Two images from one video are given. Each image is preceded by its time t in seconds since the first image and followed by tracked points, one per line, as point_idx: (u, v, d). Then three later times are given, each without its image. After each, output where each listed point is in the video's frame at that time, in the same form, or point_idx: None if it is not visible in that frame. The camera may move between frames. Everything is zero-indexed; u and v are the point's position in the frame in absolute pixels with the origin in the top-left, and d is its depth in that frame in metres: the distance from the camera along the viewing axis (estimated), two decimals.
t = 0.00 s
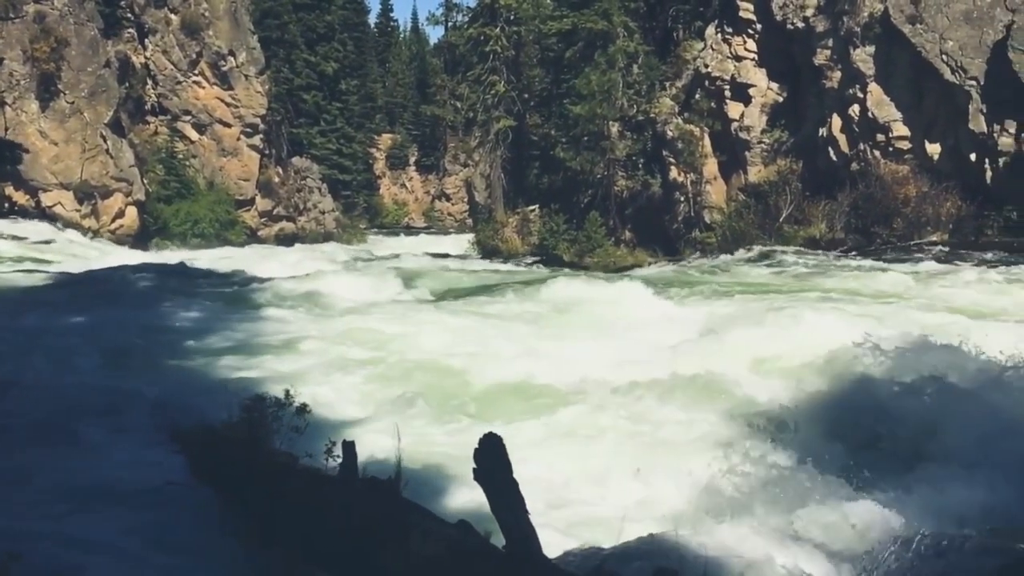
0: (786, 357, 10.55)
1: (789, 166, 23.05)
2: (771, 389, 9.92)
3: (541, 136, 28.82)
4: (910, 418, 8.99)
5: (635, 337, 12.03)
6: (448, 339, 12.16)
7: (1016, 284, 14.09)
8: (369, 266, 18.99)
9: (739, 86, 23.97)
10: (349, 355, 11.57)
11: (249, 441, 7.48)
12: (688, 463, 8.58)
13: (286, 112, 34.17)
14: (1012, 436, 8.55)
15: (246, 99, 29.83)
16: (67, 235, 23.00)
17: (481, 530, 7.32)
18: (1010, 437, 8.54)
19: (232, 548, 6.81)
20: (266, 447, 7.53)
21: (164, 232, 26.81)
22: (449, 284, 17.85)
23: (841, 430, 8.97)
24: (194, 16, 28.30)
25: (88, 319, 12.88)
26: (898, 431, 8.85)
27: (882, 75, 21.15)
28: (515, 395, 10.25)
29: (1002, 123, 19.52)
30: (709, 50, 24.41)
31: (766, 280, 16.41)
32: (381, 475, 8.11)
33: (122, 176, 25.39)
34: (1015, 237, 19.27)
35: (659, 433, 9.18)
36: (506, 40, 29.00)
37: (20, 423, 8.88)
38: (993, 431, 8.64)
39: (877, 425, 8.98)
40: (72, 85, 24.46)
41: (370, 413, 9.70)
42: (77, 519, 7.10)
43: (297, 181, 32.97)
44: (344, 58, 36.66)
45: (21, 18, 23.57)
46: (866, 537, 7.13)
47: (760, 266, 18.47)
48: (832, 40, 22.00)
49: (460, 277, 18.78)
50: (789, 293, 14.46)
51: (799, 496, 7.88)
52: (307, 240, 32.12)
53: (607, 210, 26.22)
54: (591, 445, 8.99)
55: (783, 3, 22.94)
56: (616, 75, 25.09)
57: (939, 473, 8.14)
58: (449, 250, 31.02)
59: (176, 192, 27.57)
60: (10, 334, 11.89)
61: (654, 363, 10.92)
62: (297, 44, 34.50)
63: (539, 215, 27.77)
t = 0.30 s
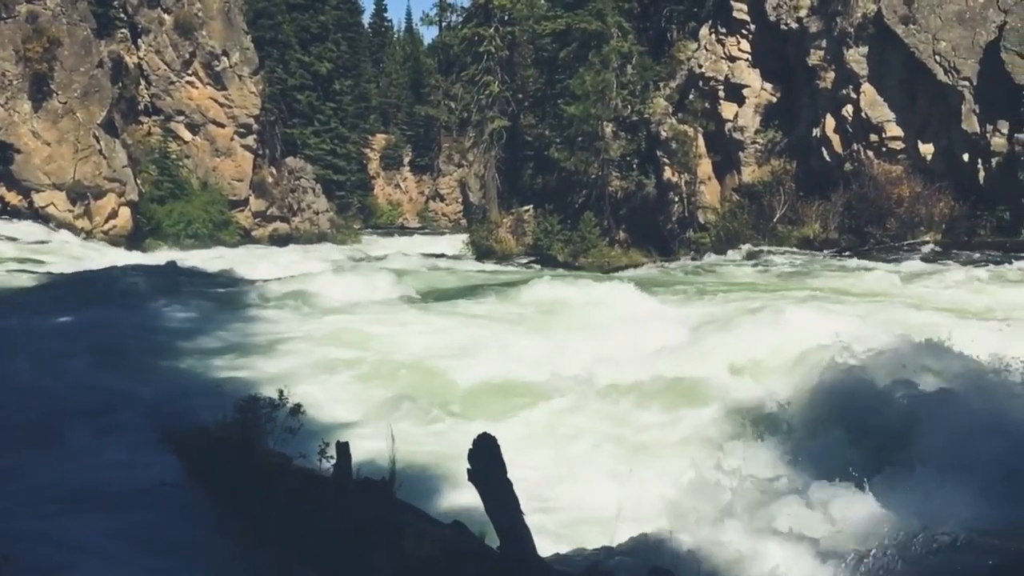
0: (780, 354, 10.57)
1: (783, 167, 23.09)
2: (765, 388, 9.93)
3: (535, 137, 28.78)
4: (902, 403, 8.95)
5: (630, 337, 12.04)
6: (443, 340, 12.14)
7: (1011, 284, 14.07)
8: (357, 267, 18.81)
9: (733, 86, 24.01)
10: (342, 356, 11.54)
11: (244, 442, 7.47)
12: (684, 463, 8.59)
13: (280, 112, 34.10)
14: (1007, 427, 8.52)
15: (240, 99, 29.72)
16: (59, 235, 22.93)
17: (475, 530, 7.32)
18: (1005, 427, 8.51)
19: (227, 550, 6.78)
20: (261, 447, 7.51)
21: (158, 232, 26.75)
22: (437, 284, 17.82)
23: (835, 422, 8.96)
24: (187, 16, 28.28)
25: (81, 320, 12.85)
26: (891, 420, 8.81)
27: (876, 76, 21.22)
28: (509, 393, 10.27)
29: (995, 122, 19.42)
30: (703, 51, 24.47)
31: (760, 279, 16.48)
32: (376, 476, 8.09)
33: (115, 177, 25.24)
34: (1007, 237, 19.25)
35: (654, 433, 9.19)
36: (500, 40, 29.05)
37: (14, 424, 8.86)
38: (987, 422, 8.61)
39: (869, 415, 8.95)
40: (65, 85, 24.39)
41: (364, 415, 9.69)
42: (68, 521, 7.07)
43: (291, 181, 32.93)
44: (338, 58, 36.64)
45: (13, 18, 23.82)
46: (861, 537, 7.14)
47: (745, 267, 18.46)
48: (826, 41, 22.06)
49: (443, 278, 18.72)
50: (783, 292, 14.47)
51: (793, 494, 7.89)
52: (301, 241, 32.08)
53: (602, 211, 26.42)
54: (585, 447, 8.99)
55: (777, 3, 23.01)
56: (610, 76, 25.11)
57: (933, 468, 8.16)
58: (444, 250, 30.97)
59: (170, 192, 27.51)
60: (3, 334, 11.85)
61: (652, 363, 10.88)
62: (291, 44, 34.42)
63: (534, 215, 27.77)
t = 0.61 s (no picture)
0: (776, 354, 10.60)
1: (779, 167, 23.11)
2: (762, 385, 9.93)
3: (532, 138, 28.54)
4: (897, 405, 9.00)
5: (627, 337, 12.06)
6: (439, 341, 12.14)
7: (1006, 284, 14.08)
8: (351, 267, 19.02)
9: (729, 87, 24.04)
10: (338, 358, 11.53)
11: (241, 443, 7.46)
12: (680, 463, 8.60)
13: (276, 113, 34.04)
14: (1000, 430, 8.61)
15: (236, 100, 29.74)
16: (55, 237, 22.91)
17: (472, 533, 7.31)
18: (998, 425, 8.60)
19: (223, 552, 6.77)
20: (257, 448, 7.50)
21: (154, 234, 26.74)
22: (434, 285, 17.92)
23: (831, 419, 9.03)
24: (183, 17, 28.24)
25: (77, 321, 12.84)
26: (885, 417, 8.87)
27: (871, 77, 21.27)
28: (504, 394, 10.30)
29: (990, 124, 19.49)
30: (699, 52, 24.49)
31: (754, 279, 16.53)
32: (371, 478, 8.09)
33: (110, 178, 25.21)
34: (1002, 237, 19.17)
35: (650, 434, 9.20)
36: (497, 41, 29.14)
37: (9, 426, 8.85)
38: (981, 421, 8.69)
39: (864, 413, 9.04)
40: (61, 87, 24.31)
41: (359, 416, 9.69)
42: (63, 524, 7.06)
43: (287, 183, 32.91)
44: (334, 59, 36.60)
45: (8, 19, 23.51)
46: (858, 540, 7.16)
47: (728, 268, 18.34)
48: (821, 42, 22.09)
49: (424, 278, 18.72)
50: (778, 292, 14.50)
51: (789, 494, 7.90)
52: (297, 242, 32.07)
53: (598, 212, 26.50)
54: (581, 448, 9.00)
55: (772, 4, 23.04)
56: (605, 77, 25.14)
57: (929, 465, 8.25)
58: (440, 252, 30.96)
59: (165, 194, 27.45)
60: None
61: (649, 365, 10.88)
62: (287, 45, 34.16)
63: (531, 216, 27.75)
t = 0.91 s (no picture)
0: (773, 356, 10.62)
1: (776, 169, 23.16)
2: (759, 388, 9.93)
3: (530, 140, 28.50)
4: (896, 412, 9.02)
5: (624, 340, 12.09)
6: (436, 343, 12.13)
7: (1001, 284, 14.13)
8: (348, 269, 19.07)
9: (726, 89, 24.08)
10: (335, 360, 11.52)
11: (238, 447, 7.45)
12: (679, 465, 8.58)
13: (273, 116, 34.00)
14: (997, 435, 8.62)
15: (234, 103, 29.73)
16: (53, 240, 22.90)
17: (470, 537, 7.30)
18: (997, 428, 8.65)
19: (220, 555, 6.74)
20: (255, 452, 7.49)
21: (152, 237, 26.72)
22: (431, 287, 17.93)
23: (829, 425, 9.04)
24: (181, 20, 28.26)
25: (75, 323, 12.83)
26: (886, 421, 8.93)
27: (869, 79, 21.32)
28: (502, 396, 10.29)
29: (987, 126, 19.52)
30: (696, 54, 24.46)
31: (749, 279, 16.64)
32: (370, 481, 8.09)
33: (108, 181, 25.19)
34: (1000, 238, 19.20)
35: (648, 437, 9.20)
36: (494, 44, 29.09)
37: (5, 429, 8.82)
38: (979, 425, 8.74)
39: (865, 419, 9.10)
40: (59, 90, 24.30)
41: (357, 419, 9.68)
42: (60, 529, 7.03)
43: (284, 185, 32.91)
44: (331, 62, 36.62)
45: (6, 21, 23.68)
46: (857, 543, 7.14)
47: (717, 270, 18.28)
48: (818, 44, 22.16)
49: (412, 280, 18.66)
50: (775, 292, 14.55)
51: (788, 496, 7.89)
52: (295, 244, 32.03)
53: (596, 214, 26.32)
54: (579, 451, 8.99)
55: (770, 7, 23.08)
56: (604, 79, 25.09)
57: (929, 468, 8.28)
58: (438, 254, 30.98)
59: (163, 197, 27.38)
60: None
61: (647, 367, 10.90)
62: (285, 48, 34.16)
63: (528, 218, 27.74)
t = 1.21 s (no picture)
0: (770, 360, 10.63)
1: (774, 173, 23.23)
2: (757, 392, 9.94)
3: (528, 143, 28.59)
4: (892, 417, 9.04)
5: (621, 344, 12.11)
6: (434, 347, 12.13)
7: (997, 288, 14.17)
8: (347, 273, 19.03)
9: (724, 93, 24.08)
10: (333, 365, 11.52)
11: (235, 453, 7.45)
12: (676, 468, 8.58)
13: (271, 120, 34.02)
14: (992, 441, 8.65)
15: (233, 107, 29.77)
16: (50, 244, 22.87)
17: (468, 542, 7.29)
18: (994, 435, 8.67)
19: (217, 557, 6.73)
20: (252, 457, 7.48)
21: (151, 241, 26.71)
22: (428, 291, 17.94)
23: (827, 428, 9.05)
24: (179, 24, 28.22)
25: (72, 328, 12.82)
26: (889, 426, 8.94)
27: (866, 83, 21.34)
28: (499, 400, 10.28)
29: (984, 130, 19.58)
30: (695, 58, 24.51)
31: (745, 282, 16.66)
32: (367, 485, 8.08)
33: (106, 185, 25.21)
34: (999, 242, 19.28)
35: (646, 441, 9.18)
36: (492, 48, 29.03)
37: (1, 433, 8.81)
38: (978, 433, 8.77)
39: (862, 422, 9.11)
40: (57, 94, 24.27)
41: (354, 424, 9.67)
42: (56, 532, 7.02)
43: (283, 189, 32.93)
44: (330, 66, 36.65)
45: (5, 25, 23.71)
46: (855, 548, 7.13)
47: (704, 273, 18.34)
48: (816, 48, 22.14)
49: (406, 284, 18.65)
50: (773, 296, 14.56)
51: (785, 499, 7.89)
52: (294, 248, 31.99)
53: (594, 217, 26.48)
54: (576, 455, 8.98)
55: (767, 11, 23.12)
56: (602, 83, 24.89)
57: (925, 471, 8.29)
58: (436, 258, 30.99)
59: (161, 201, 27.34)
60: None
61: (645, 371, 10.91)
62: (282, 51, 34.16)
63: (526, 222, 27.74)
